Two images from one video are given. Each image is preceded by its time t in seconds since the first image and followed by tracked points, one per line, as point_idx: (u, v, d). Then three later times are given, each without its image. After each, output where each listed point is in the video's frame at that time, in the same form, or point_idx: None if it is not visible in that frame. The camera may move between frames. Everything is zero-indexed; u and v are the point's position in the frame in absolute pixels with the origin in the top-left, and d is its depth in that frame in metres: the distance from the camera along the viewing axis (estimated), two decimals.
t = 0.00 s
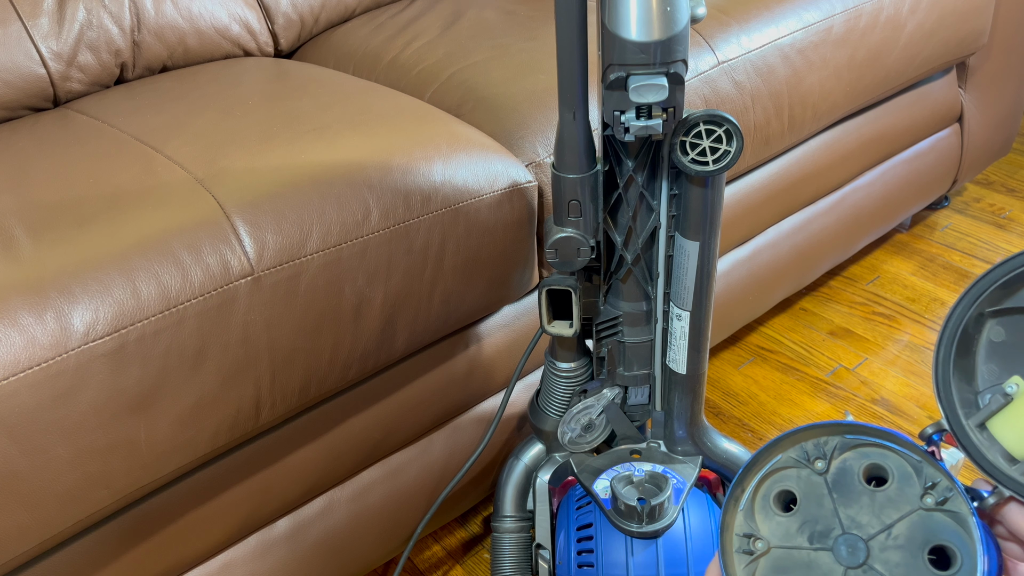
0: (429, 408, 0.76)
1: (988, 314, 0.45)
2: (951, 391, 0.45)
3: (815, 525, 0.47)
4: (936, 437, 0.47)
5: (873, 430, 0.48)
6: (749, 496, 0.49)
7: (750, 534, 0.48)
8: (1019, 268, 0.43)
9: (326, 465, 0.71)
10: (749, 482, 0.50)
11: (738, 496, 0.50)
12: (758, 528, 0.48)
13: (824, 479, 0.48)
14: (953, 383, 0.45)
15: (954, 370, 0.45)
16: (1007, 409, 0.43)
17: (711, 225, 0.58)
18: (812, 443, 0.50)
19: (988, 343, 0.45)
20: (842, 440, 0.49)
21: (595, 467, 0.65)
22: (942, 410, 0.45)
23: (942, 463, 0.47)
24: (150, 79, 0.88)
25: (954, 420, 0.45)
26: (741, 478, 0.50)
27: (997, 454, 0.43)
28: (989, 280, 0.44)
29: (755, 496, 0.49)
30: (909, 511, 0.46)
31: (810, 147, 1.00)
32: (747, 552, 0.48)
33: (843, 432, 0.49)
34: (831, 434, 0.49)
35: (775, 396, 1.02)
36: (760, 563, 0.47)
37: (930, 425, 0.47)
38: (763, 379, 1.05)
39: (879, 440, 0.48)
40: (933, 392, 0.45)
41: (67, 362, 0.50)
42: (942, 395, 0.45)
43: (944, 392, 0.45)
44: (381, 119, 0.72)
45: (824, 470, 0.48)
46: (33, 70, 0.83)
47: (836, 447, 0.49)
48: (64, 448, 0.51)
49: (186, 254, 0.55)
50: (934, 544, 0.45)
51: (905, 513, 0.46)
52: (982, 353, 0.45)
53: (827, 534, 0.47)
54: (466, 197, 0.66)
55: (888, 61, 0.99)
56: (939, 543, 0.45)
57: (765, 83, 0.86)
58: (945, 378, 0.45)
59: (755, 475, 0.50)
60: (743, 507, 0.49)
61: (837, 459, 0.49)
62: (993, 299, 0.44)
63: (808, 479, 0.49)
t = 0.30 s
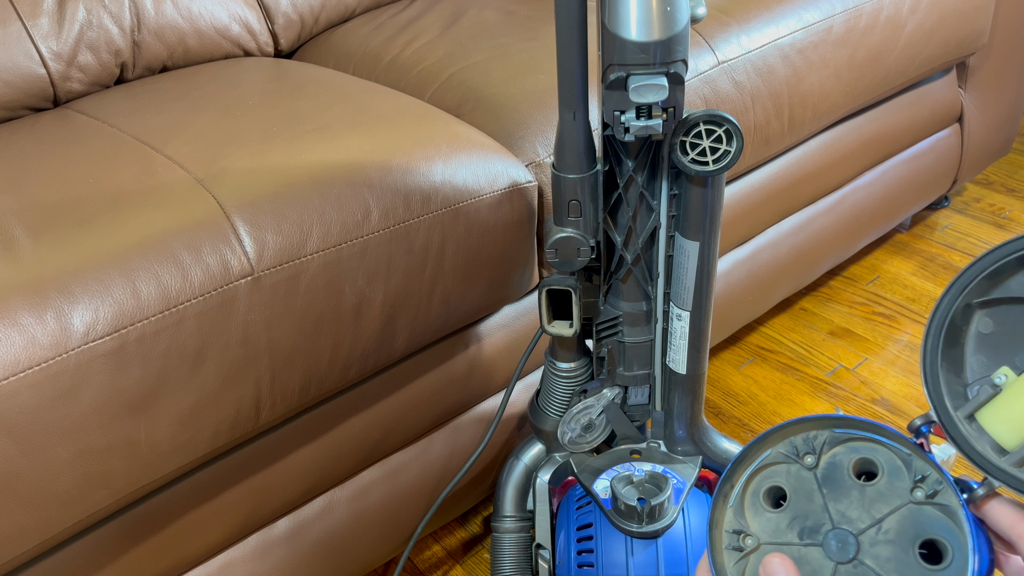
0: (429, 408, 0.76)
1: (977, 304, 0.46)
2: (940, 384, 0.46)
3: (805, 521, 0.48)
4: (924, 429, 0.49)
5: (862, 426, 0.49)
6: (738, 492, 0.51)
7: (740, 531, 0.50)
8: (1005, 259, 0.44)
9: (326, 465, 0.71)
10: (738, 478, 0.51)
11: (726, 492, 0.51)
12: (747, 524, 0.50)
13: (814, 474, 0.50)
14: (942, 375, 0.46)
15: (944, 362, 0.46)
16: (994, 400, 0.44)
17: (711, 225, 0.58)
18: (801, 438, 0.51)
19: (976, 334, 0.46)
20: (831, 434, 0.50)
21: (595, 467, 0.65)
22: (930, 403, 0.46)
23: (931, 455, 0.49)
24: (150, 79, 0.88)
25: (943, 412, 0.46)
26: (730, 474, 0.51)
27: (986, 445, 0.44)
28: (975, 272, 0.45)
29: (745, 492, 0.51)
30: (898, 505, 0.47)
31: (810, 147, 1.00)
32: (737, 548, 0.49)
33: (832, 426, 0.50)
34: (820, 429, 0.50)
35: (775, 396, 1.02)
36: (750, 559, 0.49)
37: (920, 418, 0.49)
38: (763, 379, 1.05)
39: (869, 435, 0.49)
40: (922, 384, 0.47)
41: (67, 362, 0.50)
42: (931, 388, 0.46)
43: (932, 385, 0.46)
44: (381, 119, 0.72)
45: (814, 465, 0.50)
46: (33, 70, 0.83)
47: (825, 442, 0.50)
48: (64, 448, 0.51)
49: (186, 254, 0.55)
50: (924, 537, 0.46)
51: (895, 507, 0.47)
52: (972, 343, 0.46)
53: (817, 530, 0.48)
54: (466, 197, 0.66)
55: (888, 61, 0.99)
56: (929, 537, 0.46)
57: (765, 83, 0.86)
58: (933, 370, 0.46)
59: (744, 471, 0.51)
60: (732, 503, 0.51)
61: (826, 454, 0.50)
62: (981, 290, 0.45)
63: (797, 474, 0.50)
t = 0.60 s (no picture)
0: (429, 408, 0.76)
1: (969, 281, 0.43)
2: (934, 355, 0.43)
3: (795, 498, 0.45)
4: (918, 399, 0.45)
5: (856, 399, 0.46)
6: (727, 468, 0.47)
7: (729, 507, 0.46)
8: (998, 232, 0.41)
9: (326, 464, 0.71)
10: (728, 454, 0.47)
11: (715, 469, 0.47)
12: (735, 501, 0.46)
13: (805, 452, 0.46)
14: (934, 344, 0.43)
15: (936, 334, 0.43)
16: (987, 372, 0.41)
17: (711, 225, 0.58)
18: (793, 414, 0.47)
19: (969, 312, 0.43)
20: (823, 410, 0.46)
21: (596, 467, 0.65)
22: (923, 373, 0.42)
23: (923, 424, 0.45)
24: (150, 79, 0.88)
25: (935, 381, 0.42)
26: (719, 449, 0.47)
27: (979, 414, 0.40)
28: (969, 244, 0.42)
29: (733, 470, 0.47)
30: (891, 480, 0.44)
31: (810, 147, 1.00)
32: (725, 524, 0.45)
33: (826, 400, 0.46)
34: (813, 402, 0.46)
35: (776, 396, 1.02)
36: (739, 535, 0.45)
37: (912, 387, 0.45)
38: (763, 379, 1.05)
39: (863, 410, 0.45)
40: (913, 352, 0.43)
41: (67, 362, 0.50)
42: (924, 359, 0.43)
43: (925, 355, 0.43)
44: (381, 119, 0.72)
45: (806, 441, 0.46)
46: (33, 70, 0.83)
47: (817, 418, 0.46)
48: (64, 448, 0.51)
49: (186, 254, 0.55)
50: (918, 514, 0.43)
51: (888, 483, 0.44)
52: (964, 320, 0.43)
53: (807, 506, 0.45)
54: (466, 197, 0.66)
55: (888, 61, 0.99)
56: (925, 513, 0.43)
57: (765, 83, 0.86)
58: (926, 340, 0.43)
59: (733, 447, 0.47)
60: (722, 479, 0.47)
61: (819, 430, 0.46)
62: (973, 265, 0.42)
63: (788, 452, 0.46)
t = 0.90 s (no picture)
0: (428, 407, 0.76)
1: (953, 219, 0.44)
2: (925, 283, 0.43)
3: (787, 435, 0.44)
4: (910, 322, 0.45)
5: (846, 335, 0.45)
6: (716, 411, 0.46)
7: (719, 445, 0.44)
8: (977, 166, 0.43)
9: (325, 464, 0.71)
10: (717, 396, 0.46)
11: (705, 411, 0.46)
12: (725, 440, 0.45)
13: (795, 391, 0.45)
14: (924, 276, 0.44)
15: (924, 266, 0.44)
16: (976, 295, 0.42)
17: (712, 224, 0.58)
18: (783, 355, 0.46)
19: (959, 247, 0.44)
20: (813, 349, 0.46)
21: (596, 467, 0.65)
22: (915, 298, 0.43)
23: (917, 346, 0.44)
24: (150, 79, 0.88)
25: (927, 306, 0.43)
26: (708, 389, 0.45)
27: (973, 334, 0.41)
28: (955, 176, 0.43)
29: (723, 413, 0.46)
30: (884, 412, 0.42)
31: (810, 147, 1.00)
32: (715, 462, 0.44)
33: (815, 340, 0.46)
34: (802, 342, 0.46)
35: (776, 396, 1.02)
36: (728, 474, 0.43)
37: (903, 310, 0.46)
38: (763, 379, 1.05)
39: (852, 348, 0.45)
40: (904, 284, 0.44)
41: (67, 362, 0.50)
42: (915, 286, 0.44)
43: (916, 282, 0.44)
44: (381, 119, 0.72)
45: (796, 380, 0.45)
46: (33, 70, 0.83)
47: (807, 358, 0.46)
48: (64, 448, 0.51)
49: (186, 254, 0.55)
50: (914, 443, 0.41)
51: (880, 414, 0.42)
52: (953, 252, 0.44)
53: (800, 442, 0.43)
54: (466, 197, 0.66)
55: (888, 61, 0.99)
56: (921, 442, 0.41)
57: (765, 83, 0.86)
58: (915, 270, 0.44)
59: (722, 388, 0.46)
60: (710, 419, 0.45)
61: (808, 370, 0.45)
62: (960, 198, 0.44)
63: (778, 393, 0.45)
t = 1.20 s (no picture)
0: (428, 407, 0.76)
1: (920, 154, 0.42)
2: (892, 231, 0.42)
3: (758, 405, 0.43)
4: (879, 277, 0.44)
5: (814, 294, 0.44)
6: (682, 385, 0.46)
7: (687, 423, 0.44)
8: (943, 96, 0.40)
9: (325, 464, 0.71)
10: (682, 370, 0.46)
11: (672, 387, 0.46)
12: (694, 417, 0.44)
13: (763, 357, 0.44)
14: (891, 222, 0.42)
15: (892, 212, 0.42)
16: (950, 239, 0.41)
17: (711, 225, 0.59)
18: (748, 320, 0.46)
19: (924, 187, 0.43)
20: (780, 312, 0.45)
21: (595, 467, 0.64)
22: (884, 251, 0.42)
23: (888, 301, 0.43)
24: (150, 79, 0.88)
25: (898, 257, 0.41)
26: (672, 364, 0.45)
27: (948, 284, 0.40)
28: (916, 111, 0.41)
29: (690, 386, 0.46)
30: (858, 374, 0.42)
31: (810, 147, 1.00)
32: (684, 441, 0.44)
33: (781, 303, 0.45)
34: (767, 307, 0.45)
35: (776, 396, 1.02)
36: (699, 452, 0.43)
37: (872, 264, 0.44)
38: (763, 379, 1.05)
39: (821, 307, 0.44)
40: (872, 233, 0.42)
41: (67, 362, 0.50)
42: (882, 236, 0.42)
43: (883, 231, 0.42)
44: (381, 119, 0.72)
45: (763, 346, 0.45)
46: (33, 70, 0.83)
47: (774, 323, 0.45)
48: (64, 448, 0.51)
49: (186, 254, 0.55)
50: (890, 405, 0.41)
51: (854, 376, 0.42)
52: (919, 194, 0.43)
53: (771, 412, 0.43)
54: (466, 197, 0.66)
55: (888, 61, 0.99)
56: (897, 403, 0.41)
57: (765, 83, 0.86)
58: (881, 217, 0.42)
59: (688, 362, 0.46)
60: (677, 397, 0.45)
61: (776, 334, 0.45)
62: (923, 135, 0.42)
63: (746, 360, 0.45)
